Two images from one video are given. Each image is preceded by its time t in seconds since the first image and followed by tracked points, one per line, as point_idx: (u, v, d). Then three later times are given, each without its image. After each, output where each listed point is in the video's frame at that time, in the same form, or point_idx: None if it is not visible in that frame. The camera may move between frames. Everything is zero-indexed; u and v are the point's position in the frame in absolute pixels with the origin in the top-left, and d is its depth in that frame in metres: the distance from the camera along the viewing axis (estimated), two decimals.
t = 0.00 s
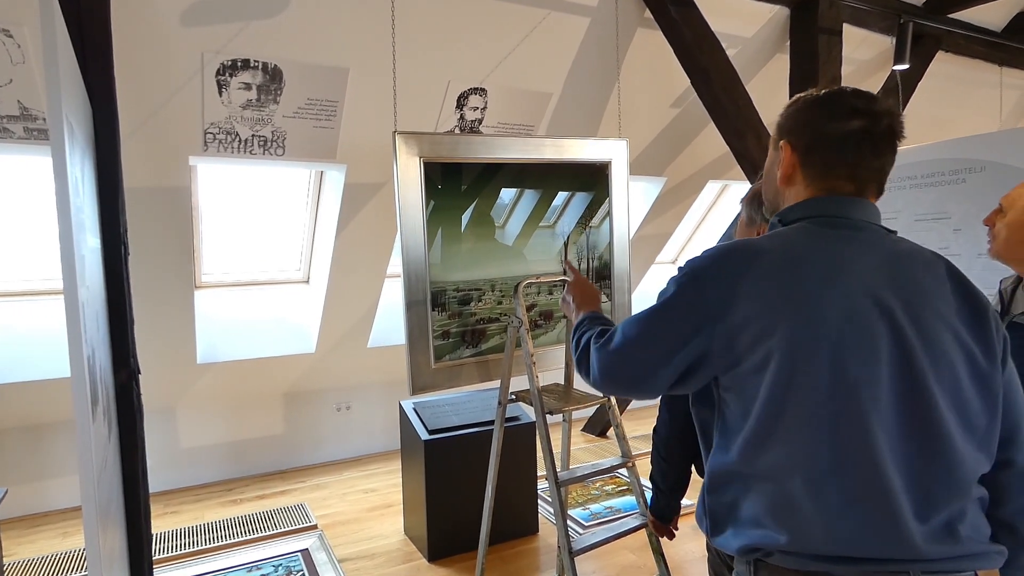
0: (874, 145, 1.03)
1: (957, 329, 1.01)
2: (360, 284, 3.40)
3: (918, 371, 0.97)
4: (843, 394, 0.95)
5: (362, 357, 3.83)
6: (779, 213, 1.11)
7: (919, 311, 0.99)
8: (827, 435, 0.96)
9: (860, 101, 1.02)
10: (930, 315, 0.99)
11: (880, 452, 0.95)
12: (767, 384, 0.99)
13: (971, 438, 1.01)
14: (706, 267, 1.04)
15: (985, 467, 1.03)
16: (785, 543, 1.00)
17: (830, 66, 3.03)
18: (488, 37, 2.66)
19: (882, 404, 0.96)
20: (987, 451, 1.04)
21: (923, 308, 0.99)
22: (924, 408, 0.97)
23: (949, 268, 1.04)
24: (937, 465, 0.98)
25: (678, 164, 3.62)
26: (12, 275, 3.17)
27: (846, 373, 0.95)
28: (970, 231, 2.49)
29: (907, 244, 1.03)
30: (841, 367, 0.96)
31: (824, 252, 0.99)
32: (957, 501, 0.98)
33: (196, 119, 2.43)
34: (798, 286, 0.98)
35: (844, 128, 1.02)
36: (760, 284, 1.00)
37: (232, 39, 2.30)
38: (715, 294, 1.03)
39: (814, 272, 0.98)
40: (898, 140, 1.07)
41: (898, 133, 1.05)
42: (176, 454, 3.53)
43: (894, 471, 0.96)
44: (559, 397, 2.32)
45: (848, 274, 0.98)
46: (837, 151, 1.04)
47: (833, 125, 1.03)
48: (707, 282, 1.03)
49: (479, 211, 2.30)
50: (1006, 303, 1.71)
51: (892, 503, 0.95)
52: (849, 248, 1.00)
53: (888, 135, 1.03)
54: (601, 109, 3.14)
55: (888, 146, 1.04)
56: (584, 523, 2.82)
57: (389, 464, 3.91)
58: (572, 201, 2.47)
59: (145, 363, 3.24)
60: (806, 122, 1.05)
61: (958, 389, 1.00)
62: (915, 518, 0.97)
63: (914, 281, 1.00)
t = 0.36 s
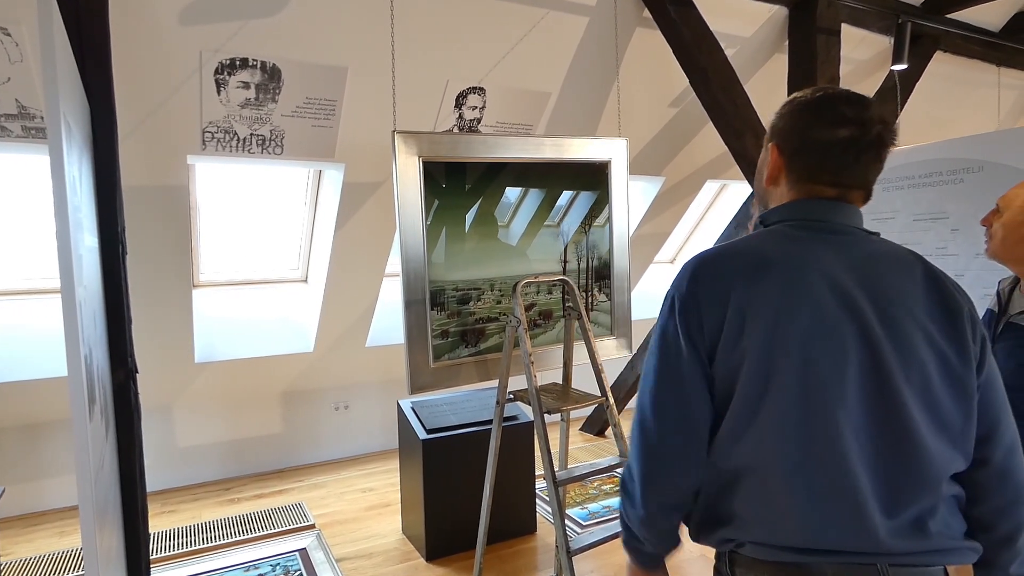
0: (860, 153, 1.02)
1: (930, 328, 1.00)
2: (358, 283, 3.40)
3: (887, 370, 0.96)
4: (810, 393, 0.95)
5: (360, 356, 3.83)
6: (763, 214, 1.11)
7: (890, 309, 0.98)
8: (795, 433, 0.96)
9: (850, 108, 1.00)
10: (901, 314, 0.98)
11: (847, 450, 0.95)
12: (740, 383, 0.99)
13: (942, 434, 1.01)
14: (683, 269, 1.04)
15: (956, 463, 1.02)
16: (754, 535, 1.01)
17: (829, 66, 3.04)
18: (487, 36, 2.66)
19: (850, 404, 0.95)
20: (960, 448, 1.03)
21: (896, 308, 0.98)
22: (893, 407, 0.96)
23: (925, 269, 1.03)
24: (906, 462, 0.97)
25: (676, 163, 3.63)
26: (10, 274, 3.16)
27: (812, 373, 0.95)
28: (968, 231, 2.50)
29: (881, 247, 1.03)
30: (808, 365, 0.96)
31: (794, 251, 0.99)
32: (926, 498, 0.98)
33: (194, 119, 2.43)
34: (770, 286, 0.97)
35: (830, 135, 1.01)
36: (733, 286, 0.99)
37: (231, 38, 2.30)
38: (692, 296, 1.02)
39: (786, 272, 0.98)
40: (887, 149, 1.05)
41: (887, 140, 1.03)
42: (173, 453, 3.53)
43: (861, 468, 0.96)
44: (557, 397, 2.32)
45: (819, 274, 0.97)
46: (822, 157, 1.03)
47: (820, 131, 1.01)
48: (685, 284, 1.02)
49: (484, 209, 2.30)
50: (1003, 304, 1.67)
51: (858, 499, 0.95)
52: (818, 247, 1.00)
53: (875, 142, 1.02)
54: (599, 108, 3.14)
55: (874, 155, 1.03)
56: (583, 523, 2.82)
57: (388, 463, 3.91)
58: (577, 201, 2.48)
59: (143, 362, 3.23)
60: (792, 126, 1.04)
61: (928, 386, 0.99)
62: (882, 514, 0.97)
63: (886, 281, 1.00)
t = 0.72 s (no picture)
0: (827, 155, 1.03)
1: (911, 323, 1.01)
2: (357, 283, 3.40)
3: (875, 368, 0.98)
4: (802, 392, 0.97)
5: (359, 356, 3.82)
6: (738, 219, 1.11)
7: (871, 306, 0.99)
8: (789, 433, 0.97)
9: (816, 111, 1.01)
10: (881, 310, 0.99)
11: (841, 448, 0.96)
12: (732, 386, 0.99)
13: (931, 427, 1.01)
14: (666, 276, 1.04)
15: (944, 456, 1.03)
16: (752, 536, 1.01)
17: (828, 66, 3.04)
18: (485, 36, 2.66)
19: (841, 402, 0.97)
20: (946, 440, 1.04)
21: (877, 305, 0.99)
22: (882, 403, 0.98)
23: (898, 263, 1.04)
24: (896, 458, 0.98)
25: (675, 163, 3.63)
26: (8, 273, 3.16)
27: (804, 373, 0.97)
28: (967, 231, 2.50)
29: (853, 244, 1.04)
30: (798, 365, 0.97)
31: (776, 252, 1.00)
32: (917, 492, 0.99)
33: (192, 118, 2.43)
34: (755, 288, 0.98)
35: (797, 139, 1.02)
36: (718, 290, 1.00)
37: (229, 37, 2.29)
38: (679, 302, 1.02)
39: (769, 273, 0.99)
40: (851, 146, 1.07)
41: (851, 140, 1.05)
42: (172, 452, 3.52)
43: (855, 465, 0.97)
44: (556, 397, 2.32)
45: (800, 274, 0.98)
46: (792, 160, 1.03)
47: (788, 136, 1.02)
48: (670, 290, 1.02)
49: (482, 209, 2.30)
50: (1004, 305, 1.65)
51: (853, 496, 0.96)
52: (798, 248, 1.00)
53: (841, 143, 1.03)
54: (598, 108, 3.14)
55: (840, 154, 1.04)
56: (582, 522, 2.82)
57: (387, 463, 3.91)
58: (573, 203, 2.47)
59: (141, 362, 3.23)
60: (760, 131, 1.04)
61: (915, 381, 1.00)
62: (878, 511, 0.98)
63: (863, 277, 1.01)
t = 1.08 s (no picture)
0: (815, 153, 1.03)
1: (901, 325, 1.00)
2: (355, 283, 3.40)
3: (863, 371, 0.98)
4: (790, 397, 0.97)
5: (358, 355, 3.82)
6: (729, 220, 1.10)
7: (861, 308, 0.99)
8: (777, 437, 0.97)
9: (803, 110, 1.02)
10: (872, 311, 0.99)
11: (829, 451, 0.96)
12: (721, 389, 1.00)
13: (921, 428, 1.01)
14: (655, 280, 1.05)
15: (935, 456, 1.03)
16: (741, 538, 1.02)
17: (826, 66, 3.04)
18: (485, 35, 2.66)
19: (830, 405, 0.97)
20: (936, 441, 1.04)
21: (868, 308, 0.99)
22: (871, 406, 0.98)
23: (890, 262, 1.03)
24: (886, 460, 0.98)
25: (674, 163, 3.63)
26: (6, 272, 3.15)
27: (793, 377, 0.97)
28: (965, 232, 2.51)
29: (845, 242, 1.03)
30: (786, 370, 0.97)
31: (766, 254, 1.00)
32: (908, 494, 0.99)
33: (192, 117, 2.43)
34: (743, 291, 0.98)
35: (786, 137, 1.02)
36: (707, 294, 1.00)
37: (229, 36, 2.29)
38: (667, 307, 1.03)
39: (757, 276, 0.98)
40: (839, 144, 1.07)
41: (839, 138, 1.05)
42: (170, 452, 3.52)
43: (844, 469, 0.97)
44: (555, 397, 2.32)
45: (789, 277, 0.98)
46: (781, 159, 1.03)
47: (778, 135, 1.02)
48: (659, 293, 1.03)
49: (479, 209, 2.30)
50: (1006, 306, 1.62)
51: (841, 499, 0.96)
52: (788, 249, 1.00)
53: (829, 140, 1.04)
54: (597, 108, 3.14)
55: (828, 152, 1.04)
56: (580, 522, 2.82)
57: (385, 462, 3.91)
58: (571, 202, 2.47)
59: (139, 361, 3.22)
60: (749, 131, 1.04)
61: (905, 383, 1.00)
62: (868, 513, 0.98)
63: (855, 277, 1.00)
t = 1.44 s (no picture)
0: (801, 156, 1.05)
1: (899, 324, 1.01)
2: (353, 282, 3.40)
3: (863, 369, 0.98)
4: (793, 395, 0.97)
5: (355, 355, 3.82)
6: (722, 225, 1.10)
7: (861, 307, 0.99)
8: (780, 435, 0.97)
9: (786, 115, 1.04)
10: (869, 309, 0.99)
11: (832, 450, 0.96)
12: (722, 388, 1.00)
13: (920, 426, 1.02)
14: (654, 280, 1.05)
15: (932, 453, 1.04)
16: (745, 541, 1.00)
17: (824, 67, 3.04)
18: (483, 35, 2.65)
19: (833, 403, 0.97)
20: (933, 439, 1.04)
21: (866, 308, 0.99)
22: (871, 403, 0.98)
23: (882, 263, 1.04)
24: (886, 456, 0.98)
25: (673, 163, 3.63)
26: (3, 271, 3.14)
27: (795, 374, 0.97)
28: (962, 233, 2.51)
29: (839, 245, 1.04)
30: (788, 367, 0.97)
31: (764, 253, 1.00)
32: (909, 490, 0.99)
33: (189, 116, 2.42)
34: (743, 290, 0.98)
35: (771, 141, 1.04)
36: (707, 292, 1.00)
37: (227, 35, 2.29)
38: (668, 305, 1.02)
39: (756, 275, 0.99)
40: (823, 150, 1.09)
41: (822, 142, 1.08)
42: (167, 451, 3.51)
43: (848, 468, 0.97)
44: (552, 396, 2.31)
45: (788, 275, 0.98)
46: (768, 162, 1.05)
47: (764, 138, 1.03)
48: (658, 293, 1.03)
49: (478, 209, 2.30)
50: (999, 306, 1.63)
51: (845, 496, 0.96)
52: (785, 248, 1.00)
53: (814, 143, 1.06)
54: (596, 108, 3.14)
55: (813, 156, 1.06)
56: (577, 522, 2.82)
57: (382, 462, 3.91)
58: (572, 201, 2.47)
59: (136, 361, 3.22)
60: (735, 138, 1.06)
61: (904, 380, 1.00)
62: (871, 510, 0.97)
63: (851, 277, 1.00)
